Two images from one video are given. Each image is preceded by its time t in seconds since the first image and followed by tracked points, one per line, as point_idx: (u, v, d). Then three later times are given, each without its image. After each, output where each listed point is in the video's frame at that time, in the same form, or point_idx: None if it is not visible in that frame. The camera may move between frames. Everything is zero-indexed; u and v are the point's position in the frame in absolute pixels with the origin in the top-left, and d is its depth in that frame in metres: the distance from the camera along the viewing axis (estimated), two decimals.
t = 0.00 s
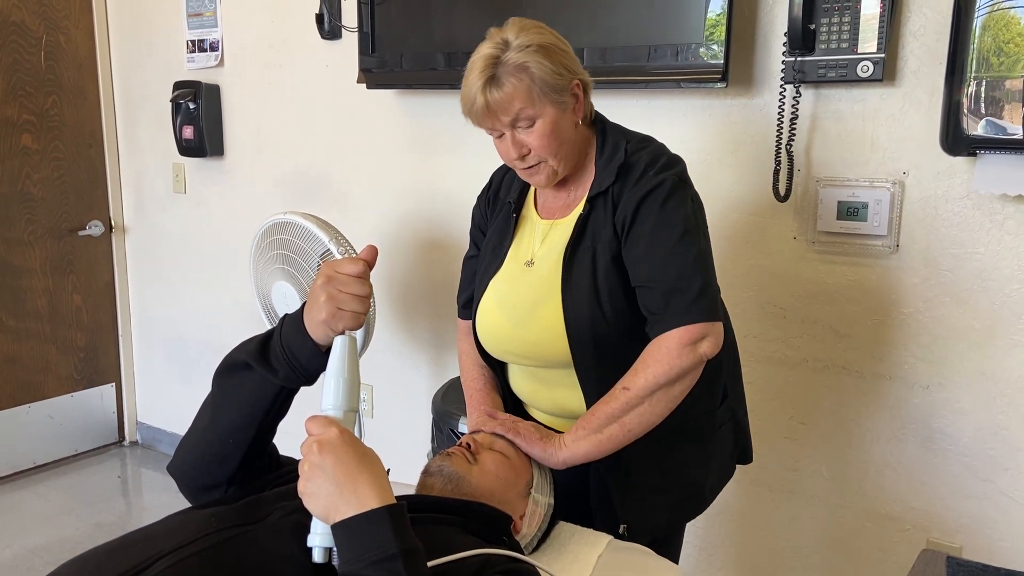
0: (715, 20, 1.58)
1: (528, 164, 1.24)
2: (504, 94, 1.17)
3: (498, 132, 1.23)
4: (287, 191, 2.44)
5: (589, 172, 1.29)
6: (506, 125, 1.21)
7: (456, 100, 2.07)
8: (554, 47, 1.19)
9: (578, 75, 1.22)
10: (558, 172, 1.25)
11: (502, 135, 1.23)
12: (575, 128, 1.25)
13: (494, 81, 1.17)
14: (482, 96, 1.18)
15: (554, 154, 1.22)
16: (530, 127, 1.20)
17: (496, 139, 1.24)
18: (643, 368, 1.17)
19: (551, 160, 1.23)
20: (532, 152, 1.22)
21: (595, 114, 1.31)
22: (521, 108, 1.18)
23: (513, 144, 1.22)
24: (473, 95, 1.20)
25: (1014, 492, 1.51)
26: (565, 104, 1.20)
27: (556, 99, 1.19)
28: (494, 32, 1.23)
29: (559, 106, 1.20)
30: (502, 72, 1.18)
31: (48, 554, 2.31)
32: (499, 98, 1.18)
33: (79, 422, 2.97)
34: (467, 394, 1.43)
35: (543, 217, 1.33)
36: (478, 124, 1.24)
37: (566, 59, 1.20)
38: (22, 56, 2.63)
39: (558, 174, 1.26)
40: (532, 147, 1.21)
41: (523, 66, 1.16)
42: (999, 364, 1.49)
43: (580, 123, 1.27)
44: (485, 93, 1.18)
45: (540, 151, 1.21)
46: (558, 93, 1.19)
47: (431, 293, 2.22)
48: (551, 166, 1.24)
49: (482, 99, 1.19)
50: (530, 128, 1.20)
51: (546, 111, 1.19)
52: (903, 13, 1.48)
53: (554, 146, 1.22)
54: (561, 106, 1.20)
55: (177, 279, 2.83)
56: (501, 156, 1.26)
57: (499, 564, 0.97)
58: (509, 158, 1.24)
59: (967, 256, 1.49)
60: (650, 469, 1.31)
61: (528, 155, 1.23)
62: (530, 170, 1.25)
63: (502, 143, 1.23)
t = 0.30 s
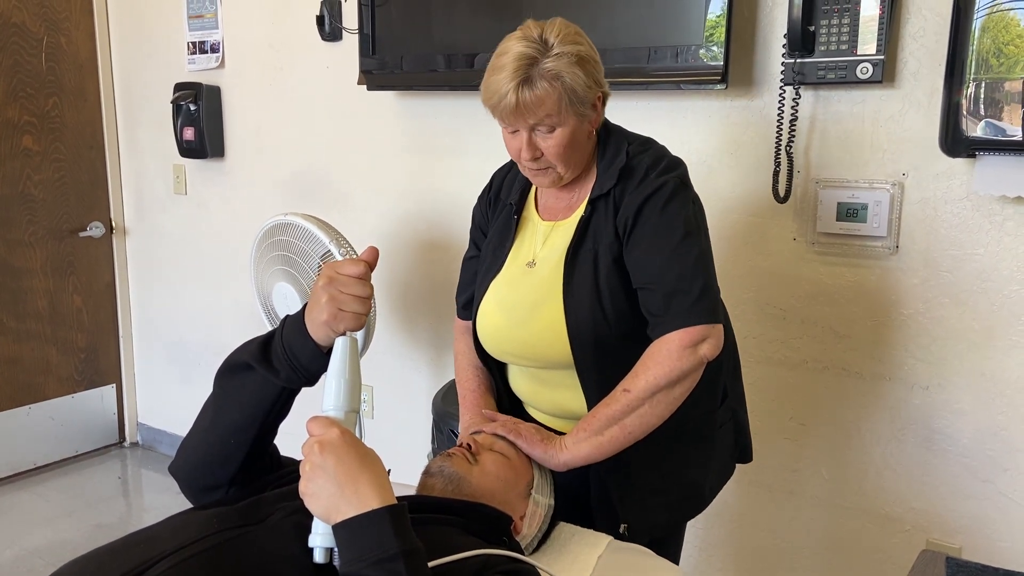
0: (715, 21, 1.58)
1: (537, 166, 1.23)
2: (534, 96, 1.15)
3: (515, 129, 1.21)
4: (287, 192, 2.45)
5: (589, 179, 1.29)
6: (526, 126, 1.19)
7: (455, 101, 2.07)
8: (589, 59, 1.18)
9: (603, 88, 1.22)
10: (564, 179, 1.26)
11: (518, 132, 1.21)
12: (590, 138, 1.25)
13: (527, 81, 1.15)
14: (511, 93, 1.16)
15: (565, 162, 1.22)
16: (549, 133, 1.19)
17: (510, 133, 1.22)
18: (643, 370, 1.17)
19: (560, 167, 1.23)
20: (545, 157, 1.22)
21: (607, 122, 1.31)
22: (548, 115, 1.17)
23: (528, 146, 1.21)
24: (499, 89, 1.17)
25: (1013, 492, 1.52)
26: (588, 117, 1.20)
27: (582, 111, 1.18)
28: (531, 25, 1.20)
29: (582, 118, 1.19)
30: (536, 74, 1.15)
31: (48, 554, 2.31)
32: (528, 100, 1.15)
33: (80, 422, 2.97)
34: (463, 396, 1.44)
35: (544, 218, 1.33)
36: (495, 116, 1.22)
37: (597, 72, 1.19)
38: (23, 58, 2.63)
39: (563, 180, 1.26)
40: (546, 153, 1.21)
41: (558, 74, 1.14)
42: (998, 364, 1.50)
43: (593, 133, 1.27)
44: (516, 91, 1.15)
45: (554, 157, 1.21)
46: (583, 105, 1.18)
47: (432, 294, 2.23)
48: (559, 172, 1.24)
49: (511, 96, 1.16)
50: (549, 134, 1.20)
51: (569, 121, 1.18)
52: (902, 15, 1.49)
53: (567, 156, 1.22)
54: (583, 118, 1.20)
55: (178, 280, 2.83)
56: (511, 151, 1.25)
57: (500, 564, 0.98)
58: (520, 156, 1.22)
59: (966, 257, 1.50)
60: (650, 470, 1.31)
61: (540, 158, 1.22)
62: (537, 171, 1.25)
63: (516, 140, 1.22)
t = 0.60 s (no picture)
0: (716, 21, 1.58)
1: (542, 167, 1.23)
2: (545, 98, 1.14)
3: (522, 129, 1.20)
4: (287, 192, 2.44)
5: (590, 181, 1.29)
6: (534, 126, 1.18)
7: (455, 101, 2.07)
8: (598, 62, 1.18)
9: (609, 90, 1.22)
10: (568, 181, 1.26)
11: (524, 133, 1.20)
12: (595, 139, 1.25)
13: (538, 82, 1.14)
14: (521, 93, 1.14)
15: (571, 164, 1.22)
16: (556, 135, 1.19)
17: (516, 133, 1.21)
18: (645, 372, 1.17)
19: (565, 169, 1.23)
20: (550, 158, 1.21)
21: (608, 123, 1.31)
22: (557, 117, 1.16)
23: (535, 147, 1.20)
24: (507, 89, 1.16)
25: (1015, 493, 1.51)
26: (594, 119, 1.20)
27: (590, 113, 1.18)
28: (540, 24, 1.19)
29: (590, 121, 1.19)
30: (546, 76, 1.14)
31: (48, 555, 2.31)
32: (539, 101, 1.15)
33: (80, 423, 2.97)
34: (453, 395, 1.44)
35: (545, 219, 1.33)
36: (502, 115, 1.20)
37: (605, 75, 1.19)
38: (22, 58, 2.63)
39: (566, 181, 1.26)
40: (553, 155, 1.20)
41: (569, 76, 1.14)
42: (1000, 365, 1.49)
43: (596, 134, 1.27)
44: (526, 92, 1.14)
45: (560, 159, 1.21)
46: (592, 108, 1.18)
47: (432, 295, 2.22)
48: (563, 174, 1.24)
49: (521, 97, 1.15)
50: (556, 135, 1.19)
51: (577, 124, 1.18)
52: (903, 14, 1.48)
53: (572, 158, 1.22)
54: (591, 120, 1.19)
55: (178, 280, 2.83)
56: (516, 150, 1.23)
57: (500, 564, 0.97)
58: (526, 157, 1.22)
59: (967, 257, 1.49)
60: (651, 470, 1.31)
61: (546, 159, 1.21)
62: (542, 172, 1.24)
63: (523, 140, 1.21)
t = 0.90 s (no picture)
0: (717, 20, 1.58)
1: (541, 168, 1.22)
2: (544, 99, 1.14)
3: (520, 130, 1.19)
4: (288, 192, 2.44)
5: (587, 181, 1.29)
6: (533, 127, 1.18)
7: (456, 100, 2.07)
8: (596, 62, 1.18)
9: (608, 90, 1.22)
10: (567, 181, 1.25)
11: (523, 133, 1.20)
12: (593, 140, 1.25)
13: (537, 83, 1.14)
14: (521, 94, 1.14)
15: (570, 164, 1.22)
16: (555, 136, 1.19)
17: (514, 134, 1.21)
18: (645, 371, 1.17)
19: (565, 170, 1.23)
20: (550, 159, 1.21)
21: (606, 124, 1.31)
22: (556, 118, 1.16)
23: (534, 148, 1.19)
24: (506, 90, 1.15)
25: (1017, 493, 1.51)
26: (593, 119, 1.20)
27: (588, 113, 1.18)
28: (537, 25, 1.19)
29: (589, 121, 1.19)
30: (545, 76, 1.14)
31: (49, 555, 2.31)
32: (538, 101, 1.14)
33: (80, 423, 2.96)
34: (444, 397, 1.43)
35: (543, 219, 1.32)
36: (500, 117, 1.20)
37: (603, 75, 1.19)
38: (23, 57, 2.63)
39: (565, 182, 1.26)
40: (552, 155, 1.20)
41: (569, 76, 1.14)
42: (1002, 364, 1.49)
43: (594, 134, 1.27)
44: (525, 93, 1.14)
45: (559, 160, 1.20)
46: (591, 108, 1.18)
47: (432, 294, 2.22)
48: (562, 175, 1.24)
49: (520, 98, 1.14)
50: (555, 136, 1.19)
51: (575, 124, 1.18)
52: (905, 13, 1.48)
53: (572, 159, 1.21)
54: (590, 120, 1.19)
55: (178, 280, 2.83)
56: (514, 152, 1.23)
57: (501, 565, 0.97)
58: (524, 158, 1.21)
59: (969, 257, 1.49)
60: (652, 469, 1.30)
61: (545, 160, 1.21)
62: (541, 173, 1.23)
63: (521, 142, 1.20)
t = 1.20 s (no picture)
0: (717, 20, 1.58)
1: (544, 167, 1.22)
2: (546, 98, 1.14)
3: (523, 130, 1.19)
4: (288, 192, 2.44)
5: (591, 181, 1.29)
6: (536, 127, 1.17)
7: (456, 100, 2.07)
8: (598, 60, 1.17)
9: (610, 88, 1.21)
10: (570, 180, 1.25)
11: (525, 133, 1.20)
12: (596, 138, 1.24)
13: (539, 82, 1.13)
14: (522, 94, 1.14)
15: (573, 163, 1.22)
16: (558, 135, 1.18)
17: (517, 134, 1.21)
18: (645, 370, 1.16)
19: (568, 169, 1.22)
20: (553, 158, 1.21)
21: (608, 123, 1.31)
22: (559, 117, 1.16)
23: (537, 147, 1.19)
24: (508, 90, 1.15)
25: (1018, 493, 1.51)
26: (596, 118, 1.19)
27: (591, 112, 1.17)
28: (538, 24, 1.18)
29: (591, 119, 1.19)
30: (547, 75, 1.14)
31: (49, 554, 2.31)
32: (540, 101, 1.14)
33: (80, 422, 2.96)
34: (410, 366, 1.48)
35: (546, 217, 1.32)
36: (503, 117, 1.20)
37: (605, 73, 1.18)
38: (23, 57, 2.63)
39: (568, 181, 1.25)
40: (555, 154, 1.20)
41: (570, 75, 1.13)
42: (1003, 365, 1.49)
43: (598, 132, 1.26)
44: (527, 92, 1.14)
45: (562, 159, 1.20)
46: (593, 106, 1.18)
47: (433, 294, 2.22)
48: (565, 174, 1.23)
49: (522, 98, 1.14)
50: (558, 135, 1.19)
51: (578, 123, 1.18)
52: (906, 13, 1.48)
53: (575, 158, 1.21)
54: (592, 119, 1.19)
55: (178, 279, 2.83)
56: (517, 152, 1.23)
57: (502, 566, 0.97)
58: (527, 158, 1.21)
59: (970, 257, 1.49)
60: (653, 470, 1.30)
61: (548, 159, 1.21)
62: (543, 173, 1.23)
63: (524, 142, 1.20)
